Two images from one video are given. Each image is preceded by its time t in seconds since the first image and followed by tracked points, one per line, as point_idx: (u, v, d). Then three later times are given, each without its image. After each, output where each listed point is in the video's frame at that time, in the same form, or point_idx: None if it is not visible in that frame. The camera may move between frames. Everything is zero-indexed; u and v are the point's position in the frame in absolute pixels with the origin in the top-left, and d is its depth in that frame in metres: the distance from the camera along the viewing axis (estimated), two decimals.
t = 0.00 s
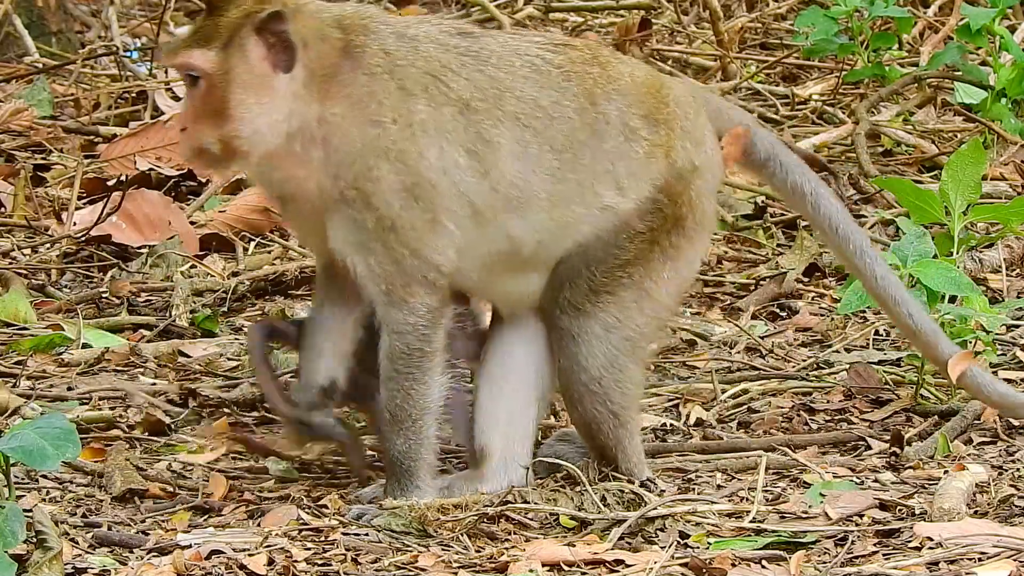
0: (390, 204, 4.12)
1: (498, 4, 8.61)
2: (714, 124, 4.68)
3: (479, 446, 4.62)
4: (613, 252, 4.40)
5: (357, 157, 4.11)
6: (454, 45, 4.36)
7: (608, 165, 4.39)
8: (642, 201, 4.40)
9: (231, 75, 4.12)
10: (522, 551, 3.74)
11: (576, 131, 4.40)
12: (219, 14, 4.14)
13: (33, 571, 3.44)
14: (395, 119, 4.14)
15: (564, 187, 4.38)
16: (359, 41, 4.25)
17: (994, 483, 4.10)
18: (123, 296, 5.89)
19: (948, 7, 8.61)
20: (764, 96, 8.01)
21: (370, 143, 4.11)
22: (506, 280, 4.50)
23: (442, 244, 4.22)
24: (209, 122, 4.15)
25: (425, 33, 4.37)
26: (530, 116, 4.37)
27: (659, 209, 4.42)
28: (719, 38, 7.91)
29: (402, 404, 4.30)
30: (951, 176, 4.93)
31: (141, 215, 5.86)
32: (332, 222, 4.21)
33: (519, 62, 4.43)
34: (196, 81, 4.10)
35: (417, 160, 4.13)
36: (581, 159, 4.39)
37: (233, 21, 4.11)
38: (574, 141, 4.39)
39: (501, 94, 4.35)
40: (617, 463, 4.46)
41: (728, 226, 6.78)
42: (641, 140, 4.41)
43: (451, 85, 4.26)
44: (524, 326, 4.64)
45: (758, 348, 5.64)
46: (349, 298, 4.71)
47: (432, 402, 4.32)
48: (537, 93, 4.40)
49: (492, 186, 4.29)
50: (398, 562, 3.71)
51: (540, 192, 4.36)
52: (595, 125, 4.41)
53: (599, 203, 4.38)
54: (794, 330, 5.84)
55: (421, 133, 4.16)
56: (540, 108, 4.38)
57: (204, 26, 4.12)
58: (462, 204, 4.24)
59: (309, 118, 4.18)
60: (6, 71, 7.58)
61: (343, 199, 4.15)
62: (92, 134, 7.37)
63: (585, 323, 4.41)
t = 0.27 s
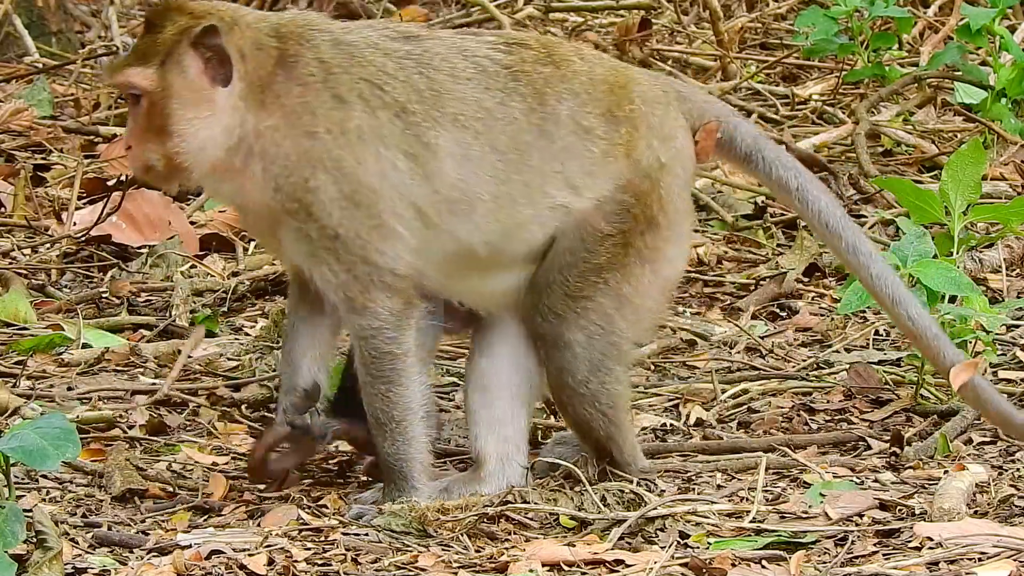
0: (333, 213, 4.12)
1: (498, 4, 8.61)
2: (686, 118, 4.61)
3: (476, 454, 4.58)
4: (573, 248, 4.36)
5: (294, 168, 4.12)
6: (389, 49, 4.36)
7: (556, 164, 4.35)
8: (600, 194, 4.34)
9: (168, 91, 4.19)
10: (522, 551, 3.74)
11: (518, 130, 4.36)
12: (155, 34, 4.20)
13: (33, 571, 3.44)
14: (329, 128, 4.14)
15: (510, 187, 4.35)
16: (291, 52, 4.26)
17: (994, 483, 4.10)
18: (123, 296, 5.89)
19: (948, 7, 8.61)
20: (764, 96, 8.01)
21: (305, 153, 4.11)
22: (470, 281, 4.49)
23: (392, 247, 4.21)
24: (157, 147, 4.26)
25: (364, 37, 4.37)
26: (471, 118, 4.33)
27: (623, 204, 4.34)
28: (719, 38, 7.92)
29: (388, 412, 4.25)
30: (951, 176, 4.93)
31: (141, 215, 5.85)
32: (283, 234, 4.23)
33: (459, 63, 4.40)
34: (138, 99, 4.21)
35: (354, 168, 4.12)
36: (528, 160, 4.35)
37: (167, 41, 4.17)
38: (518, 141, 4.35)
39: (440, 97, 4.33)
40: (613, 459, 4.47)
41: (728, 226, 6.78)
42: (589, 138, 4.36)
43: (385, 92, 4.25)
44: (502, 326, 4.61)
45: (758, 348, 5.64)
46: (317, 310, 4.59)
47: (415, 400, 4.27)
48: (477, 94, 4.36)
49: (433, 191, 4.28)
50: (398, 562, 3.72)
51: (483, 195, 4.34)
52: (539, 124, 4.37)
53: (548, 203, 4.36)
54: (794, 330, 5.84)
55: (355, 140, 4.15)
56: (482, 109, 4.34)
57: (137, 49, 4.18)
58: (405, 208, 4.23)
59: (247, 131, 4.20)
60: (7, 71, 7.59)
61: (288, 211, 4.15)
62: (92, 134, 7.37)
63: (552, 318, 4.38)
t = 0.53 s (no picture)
0: (302, 218, 4.10)
1: (498, 4, 8.62)
2: (685, 133, 4.54)
3: (473, 459, 4.49)
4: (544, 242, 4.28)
5: (261, 175, 4.14)
6: (354, 54, 4.37)
7: (523, 159, 4.28)
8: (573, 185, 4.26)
9: (137, 104, 4.27)
10: (522, 551, 3.74)
11: (484, 127, 4.31)
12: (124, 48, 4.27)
13: (33, 571, 3.44)
14: (293, 134, 4.17)
15: (480, 183, 4.29)
16: (258, 61, 4.29)
17: (994, 483, 4.10)
18: (123, 296, 5.89)
19: (948, 7, 8.61)
20: (764, 96, 8.01)
21: (273, 160, 4.14)
22: (461, 283, 4.38)
23: (364, 250, 4.16)
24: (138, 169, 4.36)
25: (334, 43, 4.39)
26: (433, 117, 4.32)
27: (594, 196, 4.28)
28: (719, 38, 7.94)
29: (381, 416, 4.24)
30: (951, 176, 4.93)
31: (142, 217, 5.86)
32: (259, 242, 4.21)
33: (426, 65, 4.39)
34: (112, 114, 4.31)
35: (317, 172, 4.13)
36: (495, 154, 4.29)
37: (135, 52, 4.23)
38: (484, 138, 4.30)
39: (404, 99, 4.32)
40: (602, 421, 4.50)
41: (728, 226, 6.78)
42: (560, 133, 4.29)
43: (344, 95, 4.27)
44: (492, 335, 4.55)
45: (758, 348, 5.64)
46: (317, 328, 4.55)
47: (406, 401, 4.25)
48: (441, 93, 4.34)
49: (398, 190, 4.23)
50: (398, 562, 3.72)
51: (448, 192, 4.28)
52: (506, 121, 4.31)
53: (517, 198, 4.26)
54: (793, 330, 5.84)
55: (317, 144, 4.16)
56: (446, 108, 4.32)
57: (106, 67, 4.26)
58: (374, 208, 4.19)
59: (217, 141, 4.24)
60: (6, 71, 7.59)
61: (258, 219, 4.16)
62: (92, 134, 7.37)
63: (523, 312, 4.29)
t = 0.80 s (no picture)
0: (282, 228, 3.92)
1: (498, 4, 8.62)
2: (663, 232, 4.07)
3: (473, 464, 4.42)
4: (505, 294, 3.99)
5: (246, 181, 3.98)
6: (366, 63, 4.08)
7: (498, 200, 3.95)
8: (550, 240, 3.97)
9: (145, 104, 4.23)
10: (522, 551, 3.75)
11: (471, 158, 3.97)
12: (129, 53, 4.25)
13: (33, 571, 3.45)
14: (278, 142, 3.94)
15: (453, 217, 3.95)
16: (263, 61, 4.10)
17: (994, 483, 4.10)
18: (123, 296, 5.89)
19: (948, 7, 8.61)
20: (764, 96, 8.01)
21: (256, 167, 3.96)
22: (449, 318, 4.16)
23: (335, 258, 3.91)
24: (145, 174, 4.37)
25: (342, 51, 4.10)
26: (427, 136, 3.97)
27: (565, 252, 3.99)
28: (720, 38, 7.94)
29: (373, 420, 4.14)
30: (951, 176, 4.93)
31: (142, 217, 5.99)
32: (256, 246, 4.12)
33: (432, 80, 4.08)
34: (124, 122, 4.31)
35: (292, 181, 3.90)
36: (474, 188, 3.95)
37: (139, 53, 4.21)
38: (466, 167, 3.97)
39: (398, 112, 3.98)
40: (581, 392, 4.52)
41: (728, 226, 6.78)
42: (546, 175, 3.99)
43: (337, 105, 3.97)
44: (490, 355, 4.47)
45: (758, 348, 5.64)
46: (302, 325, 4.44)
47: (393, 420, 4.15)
48: (441, 110, 4.00)
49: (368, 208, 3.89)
50: (398, 562, 3.72)
51: (415, 223, 3.93)
52: (494, 153, 3.98)
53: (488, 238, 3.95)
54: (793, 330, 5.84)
55: (300, 153, 3.91)
56: (442, 127, 3.99)
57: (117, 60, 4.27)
58: (347, 226, 3.88)
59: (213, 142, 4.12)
60: (7, 71, 7.59)
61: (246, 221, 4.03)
62: (92, 134, 7.37)
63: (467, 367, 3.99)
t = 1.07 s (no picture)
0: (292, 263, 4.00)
1: (498, 4, 8.62)
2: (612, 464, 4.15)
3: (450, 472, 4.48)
4: (458, 430, 4.02)
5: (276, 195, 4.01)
6: (460, 165, 4.02)
7: (501, 357, 3.95)
8: (518, 413, 3.99)
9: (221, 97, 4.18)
10: (522, 551, 3.74)
11: (506, 303, 3.94)
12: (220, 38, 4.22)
13: (33, 571, 3.44)
14: (320, 192, 3.97)
15: (457, 340, 3.94)
16: (353, 101, 4.08)
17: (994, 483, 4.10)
18: (123, 296, 5.88)
19: (948, 7, 8.61)
20: (764, 96, 8.01)
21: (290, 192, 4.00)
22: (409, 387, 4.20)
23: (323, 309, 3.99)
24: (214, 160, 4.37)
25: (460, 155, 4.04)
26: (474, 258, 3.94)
27: (531, 429, 4.01)
28: (720, 38, 7.94)
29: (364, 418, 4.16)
30: (951, 176, 4.92)
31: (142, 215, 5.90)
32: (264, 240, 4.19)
33: (511, 209, 4.02)
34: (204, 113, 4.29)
35: (314, 235, 3.96)
36: (497, 319, 3.93)
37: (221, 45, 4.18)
38: (497, 295, 3.93)
39: (458, 223, 3.95)
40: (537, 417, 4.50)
41: (728, 226, 6.79)
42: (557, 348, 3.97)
43: (401, 193, 3.97)
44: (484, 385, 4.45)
45: (758, 348, 5.64)
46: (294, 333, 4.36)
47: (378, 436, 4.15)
48: (505, 240, 3.96)
49: (377, 293, 3.94)
50: (398, 562, 3.72)
51: (419, 324, 3.94)
52: (528, 307, 3.94)
53: (472, 383, 3.97)
54: (793, 330, 5.84)
55: (335, 218, 3.95)
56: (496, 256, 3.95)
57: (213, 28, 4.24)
58: (349, 297, 3.96)
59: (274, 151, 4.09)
60: (7, 71, 7.59)
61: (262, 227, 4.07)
62: (92, 134, 7.37)
63: (406, 454, 4.02)
